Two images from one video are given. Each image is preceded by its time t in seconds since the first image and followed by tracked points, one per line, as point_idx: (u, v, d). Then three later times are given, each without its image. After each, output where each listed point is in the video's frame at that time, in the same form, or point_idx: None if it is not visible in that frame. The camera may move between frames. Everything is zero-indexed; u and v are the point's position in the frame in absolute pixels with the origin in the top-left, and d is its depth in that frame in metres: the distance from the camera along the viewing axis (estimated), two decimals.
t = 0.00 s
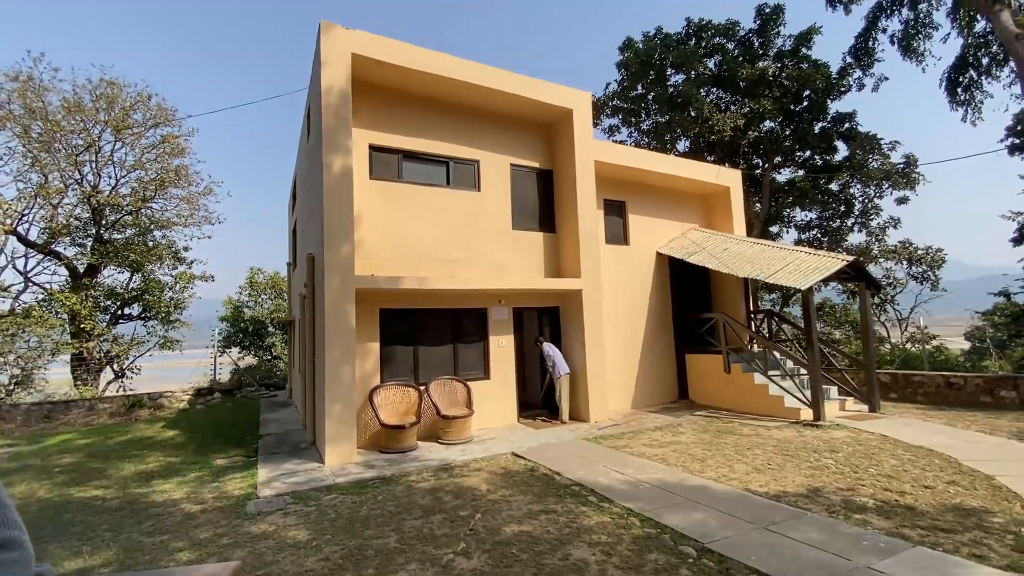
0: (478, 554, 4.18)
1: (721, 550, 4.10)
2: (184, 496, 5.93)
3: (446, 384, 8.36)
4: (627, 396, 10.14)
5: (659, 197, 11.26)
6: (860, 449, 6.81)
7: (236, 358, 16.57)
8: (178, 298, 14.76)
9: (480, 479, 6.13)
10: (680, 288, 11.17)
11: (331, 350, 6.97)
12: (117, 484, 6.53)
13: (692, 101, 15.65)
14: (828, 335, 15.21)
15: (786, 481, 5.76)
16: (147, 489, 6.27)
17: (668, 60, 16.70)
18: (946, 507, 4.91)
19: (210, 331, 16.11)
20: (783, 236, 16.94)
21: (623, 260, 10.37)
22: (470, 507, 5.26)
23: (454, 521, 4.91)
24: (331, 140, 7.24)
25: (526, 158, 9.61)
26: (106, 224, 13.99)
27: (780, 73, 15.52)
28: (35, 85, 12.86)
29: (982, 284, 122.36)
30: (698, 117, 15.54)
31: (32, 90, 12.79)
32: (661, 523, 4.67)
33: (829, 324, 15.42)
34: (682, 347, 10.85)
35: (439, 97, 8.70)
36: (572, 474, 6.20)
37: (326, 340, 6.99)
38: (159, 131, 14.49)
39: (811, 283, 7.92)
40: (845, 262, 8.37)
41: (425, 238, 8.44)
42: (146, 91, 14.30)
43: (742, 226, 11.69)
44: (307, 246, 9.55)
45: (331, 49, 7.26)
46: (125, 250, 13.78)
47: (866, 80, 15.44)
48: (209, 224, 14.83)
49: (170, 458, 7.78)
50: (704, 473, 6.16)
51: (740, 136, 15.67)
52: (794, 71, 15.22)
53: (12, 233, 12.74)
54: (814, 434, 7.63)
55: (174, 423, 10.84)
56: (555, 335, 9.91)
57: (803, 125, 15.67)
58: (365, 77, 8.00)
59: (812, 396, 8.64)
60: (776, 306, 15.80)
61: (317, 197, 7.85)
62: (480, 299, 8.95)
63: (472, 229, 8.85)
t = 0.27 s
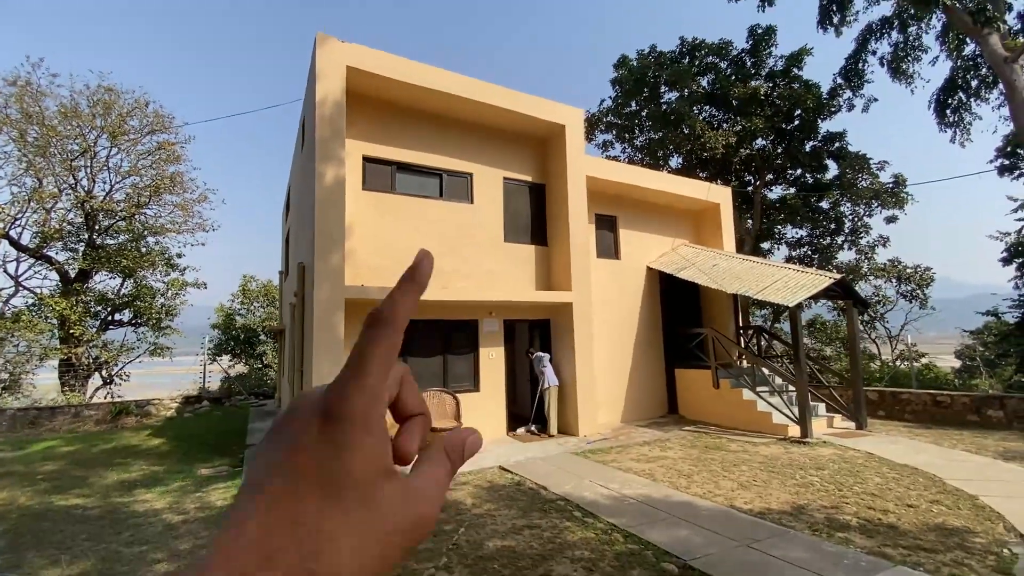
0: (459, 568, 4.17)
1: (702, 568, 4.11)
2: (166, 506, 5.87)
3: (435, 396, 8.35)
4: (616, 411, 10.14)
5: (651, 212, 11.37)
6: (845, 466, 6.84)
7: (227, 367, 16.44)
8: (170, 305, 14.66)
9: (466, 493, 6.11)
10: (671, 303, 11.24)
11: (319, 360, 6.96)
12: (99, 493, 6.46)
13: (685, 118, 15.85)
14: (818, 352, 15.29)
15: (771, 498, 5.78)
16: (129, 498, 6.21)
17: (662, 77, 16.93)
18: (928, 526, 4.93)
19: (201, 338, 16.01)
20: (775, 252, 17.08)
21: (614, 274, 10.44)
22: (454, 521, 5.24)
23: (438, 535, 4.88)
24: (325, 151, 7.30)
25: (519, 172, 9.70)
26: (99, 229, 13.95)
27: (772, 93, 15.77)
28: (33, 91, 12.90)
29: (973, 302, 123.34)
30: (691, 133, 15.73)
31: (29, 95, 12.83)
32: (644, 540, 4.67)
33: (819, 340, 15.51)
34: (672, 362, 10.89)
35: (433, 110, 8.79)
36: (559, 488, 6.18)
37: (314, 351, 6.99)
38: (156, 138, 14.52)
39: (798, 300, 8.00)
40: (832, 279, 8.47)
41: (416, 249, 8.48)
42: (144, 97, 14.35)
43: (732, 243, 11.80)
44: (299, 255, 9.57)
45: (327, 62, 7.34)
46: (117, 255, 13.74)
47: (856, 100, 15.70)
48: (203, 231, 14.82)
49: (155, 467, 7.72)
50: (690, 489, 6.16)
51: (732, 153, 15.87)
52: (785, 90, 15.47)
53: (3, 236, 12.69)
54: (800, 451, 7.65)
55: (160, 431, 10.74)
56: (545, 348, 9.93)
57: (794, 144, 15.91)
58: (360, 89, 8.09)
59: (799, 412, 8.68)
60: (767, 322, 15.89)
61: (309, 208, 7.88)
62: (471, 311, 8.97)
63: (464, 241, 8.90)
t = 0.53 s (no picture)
0: None
1: None
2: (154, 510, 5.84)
3: (428, 401, 8.35)
4: (609, 419, 10.15)
5: (646, 221, 11.43)
6: (836, 478, 6.85)
7: (221, 370, 16.36)
8: (164, 307, 14.57)
9: (456, 500, 6.10)
10: (665, 312, 11.27)
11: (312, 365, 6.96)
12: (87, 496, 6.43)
13: (682, 128, 15.96)
14: (812, 362, 15.31)
15: (761, 509, 5.78)
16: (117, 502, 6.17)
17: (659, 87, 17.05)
18: (916, 539, 4.94)
19: (195, 340, 15.94)
20: (770, 263, 17.15)
21: (608, 282, 10.47)
22: (443, 528, 5.23)
23: (426, 543, 4.87)
24: (321, 156, 7.33)
25: (515, 179, 9.75)
26: (95, 229, 13.90)
27: (768, 104, 15.90)
28: (32, 91, 12.91)
29: (968, 314, 123.76)
30: (688, 143, 15.83)
31: (28, 95, 12.84)
32: (633, 549, 4.66)
33: (814, 350, 15.54)
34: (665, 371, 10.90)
35: (430, 117, 8.83)
36: (549, 497, 6.18)
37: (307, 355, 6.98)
38: (154, 140, 14.53)
39: (790, 311, 8.04)
40: (825, 291, 8.51)
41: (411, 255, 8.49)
42: (143, 99, 14.37)
43: (727, 253, 11.86)
44: (294, 259, 9.58)
45: (325, 68, 7.39)
46: (112, 256, 13.69)
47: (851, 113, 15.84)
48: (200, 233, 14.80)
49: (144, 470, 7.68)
50: (680, 499, 6.16)
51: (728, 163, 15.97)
52: (781, 102, 15.60)
53: None
54: (792, 462, 7.66)
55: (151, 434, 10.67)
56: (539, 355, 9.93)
57: (790, 155, 16.05)
58: (357, 95, 8.13)
59: (791, 423, 8.70)
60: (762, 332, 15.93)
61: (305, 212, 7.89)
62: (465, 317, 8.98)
63: (459, 247, 8.92)
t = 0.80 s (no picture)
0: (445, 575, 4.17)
1: None
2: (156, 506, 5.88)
3: (429, 401, 8.37)
4: (610, 420, 10.14)
5: (649, 223, 11.41)
6: (837, 482, 6.82)
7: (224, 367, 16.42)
8: (169, 304, 14.70)
9: (456, 500, 6.11)
10: (667, 314, 11.25)
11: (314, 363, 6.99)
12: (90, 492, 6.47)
13: (687, 130, 15.93)
14: (816, 366, 15.25)
15: (761, 512, 5.76)
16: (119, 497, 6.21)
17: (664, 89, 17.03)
18: (917, 545, 4.91)
19: (200, 338, 16.01)
20: (774, 266, 17.09)
21: (611, 283, 10.47)
22: (442, 527, 5.24)
23: (425, 541, 4.88)
24: (325, 156, 7.35)
25: (518, 180, 9.76)
26: (102, 226, 13.99)
27: (773, 107, 15.86)
28: (41, 89, 13.03)
29: (974, 320, 122.92)
30: (692, 145, 15.81)
31: (38, 93, 12.96)
32: (631, 551, 4.66)
33: (817, 354, 15.49)
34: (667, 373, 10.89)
35: (434, 117, 8.86)
36: (549, 497, 6.17)
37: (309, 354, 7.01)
38: (161, 138, 14.62)
39: (793, 314, 8.01)
40: (828, 294, 8.48)
41: (413, 255, 8.51)
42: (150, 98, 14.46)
43: (730, 255, 11.83)
44: (297, 258, 9.62)
45: (329, 68, 7.42)
46: (118, 253, 13.78)
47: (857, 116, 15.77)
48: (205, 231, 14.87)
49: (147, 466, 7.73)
50: (680, 501, 6.15)
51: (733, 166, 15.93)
52: (787, 105, 15.55)
53: (6, 231, 12.77)
54: (793, 465, 7.63)
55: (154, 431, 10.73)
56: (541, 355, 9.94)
57: (795, 158, 16.00)
58: (361, 96, 8.16)
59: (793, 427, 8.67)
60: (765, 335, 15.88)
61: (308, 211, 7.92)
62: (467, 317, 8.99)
63: (462, 247, 8.93)
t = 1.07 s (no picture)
0: (457, 569, 4.16)
1: None
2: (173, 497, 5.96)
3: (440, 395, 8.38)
4: (622, 416, 10.09)
5: (662, 218, 11.30)
6: (853, 481, 6.72)
7: (238, 361, 16.57)
8: (185, 299, 14.86)
9: (468, 494, 6.11)
10: (680, 309, 11.16)
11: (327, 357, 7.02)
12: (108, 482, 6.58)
13: (700, 124, 15.76)
14: (832, 363, 15.04)
15: (776, 510, 5.69)
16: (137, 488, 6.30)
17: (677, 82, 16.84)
18: (936, 545, 4.82)
19: (214, 332, 16.16)
20: (789, 261, 16.87)
21: (623, 279, 10.39)
22: (454, 521, 5.24)
23: (437, 535, 4.89)
24: (336, 151, 7.37)
25: (530, 174, 9.70)
26: (118, 222, 14.16)
27: (789, 100, 15.61)
28: (58, 86, 13.21)
29: (994, 318, 120.56)
30: (706, 139, 15.63)
31: (55, 90, 13.14)
32: (644, 547, 4.62)
33: (833, 351, 15.27)
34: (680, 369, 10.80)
35: (446, 111, 8.83)
36: (561, 493, 6.15)
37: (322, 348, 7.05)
38: (175, 135, 14.75)
39: (809, 310, 7.89)
40: (846, 290, 8.33)
41: (425, 249, 8.51)
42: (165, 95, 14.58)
43: (745, 250, 11.68)
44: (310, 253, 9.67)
45: (341, 63, 7.42)
46: (135, 249, 13.96)
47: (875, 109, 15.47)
48: (219, 227, 15.00)
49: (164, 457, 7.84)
50: (693, 498, 6.10)
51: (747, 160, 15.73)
52: (803, 98, 15.30)
53: (25, 227, 13.00)
54: (808, 463, 7.54)
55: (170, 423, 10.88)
56: (552, 351, 9.90)
57: (811, 152, 15.76)
58: (374, 90, 8.15)
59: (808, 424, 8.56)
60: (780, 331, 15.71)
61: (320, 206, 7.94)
62: (478, 312, 8.98)
63: (474, 242, 8.92)
